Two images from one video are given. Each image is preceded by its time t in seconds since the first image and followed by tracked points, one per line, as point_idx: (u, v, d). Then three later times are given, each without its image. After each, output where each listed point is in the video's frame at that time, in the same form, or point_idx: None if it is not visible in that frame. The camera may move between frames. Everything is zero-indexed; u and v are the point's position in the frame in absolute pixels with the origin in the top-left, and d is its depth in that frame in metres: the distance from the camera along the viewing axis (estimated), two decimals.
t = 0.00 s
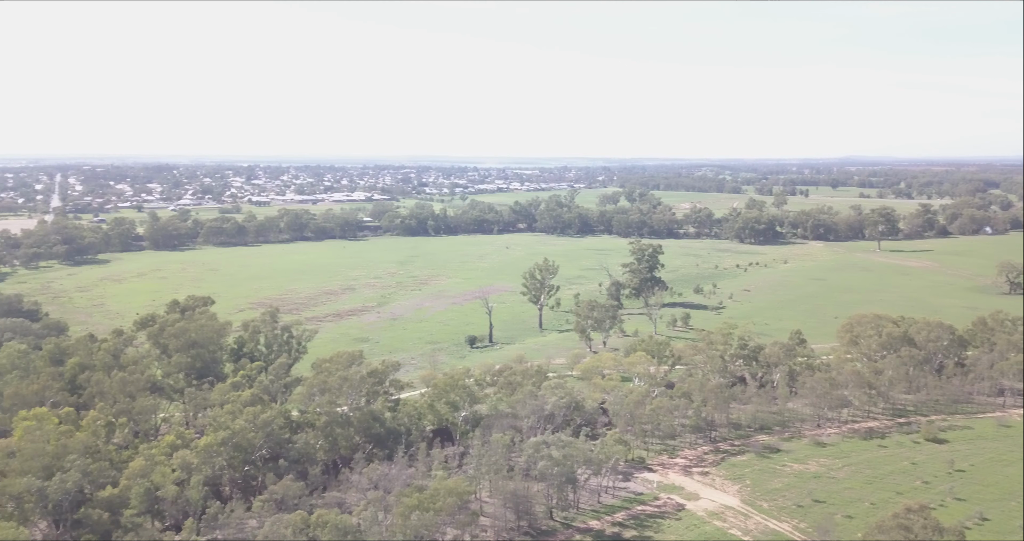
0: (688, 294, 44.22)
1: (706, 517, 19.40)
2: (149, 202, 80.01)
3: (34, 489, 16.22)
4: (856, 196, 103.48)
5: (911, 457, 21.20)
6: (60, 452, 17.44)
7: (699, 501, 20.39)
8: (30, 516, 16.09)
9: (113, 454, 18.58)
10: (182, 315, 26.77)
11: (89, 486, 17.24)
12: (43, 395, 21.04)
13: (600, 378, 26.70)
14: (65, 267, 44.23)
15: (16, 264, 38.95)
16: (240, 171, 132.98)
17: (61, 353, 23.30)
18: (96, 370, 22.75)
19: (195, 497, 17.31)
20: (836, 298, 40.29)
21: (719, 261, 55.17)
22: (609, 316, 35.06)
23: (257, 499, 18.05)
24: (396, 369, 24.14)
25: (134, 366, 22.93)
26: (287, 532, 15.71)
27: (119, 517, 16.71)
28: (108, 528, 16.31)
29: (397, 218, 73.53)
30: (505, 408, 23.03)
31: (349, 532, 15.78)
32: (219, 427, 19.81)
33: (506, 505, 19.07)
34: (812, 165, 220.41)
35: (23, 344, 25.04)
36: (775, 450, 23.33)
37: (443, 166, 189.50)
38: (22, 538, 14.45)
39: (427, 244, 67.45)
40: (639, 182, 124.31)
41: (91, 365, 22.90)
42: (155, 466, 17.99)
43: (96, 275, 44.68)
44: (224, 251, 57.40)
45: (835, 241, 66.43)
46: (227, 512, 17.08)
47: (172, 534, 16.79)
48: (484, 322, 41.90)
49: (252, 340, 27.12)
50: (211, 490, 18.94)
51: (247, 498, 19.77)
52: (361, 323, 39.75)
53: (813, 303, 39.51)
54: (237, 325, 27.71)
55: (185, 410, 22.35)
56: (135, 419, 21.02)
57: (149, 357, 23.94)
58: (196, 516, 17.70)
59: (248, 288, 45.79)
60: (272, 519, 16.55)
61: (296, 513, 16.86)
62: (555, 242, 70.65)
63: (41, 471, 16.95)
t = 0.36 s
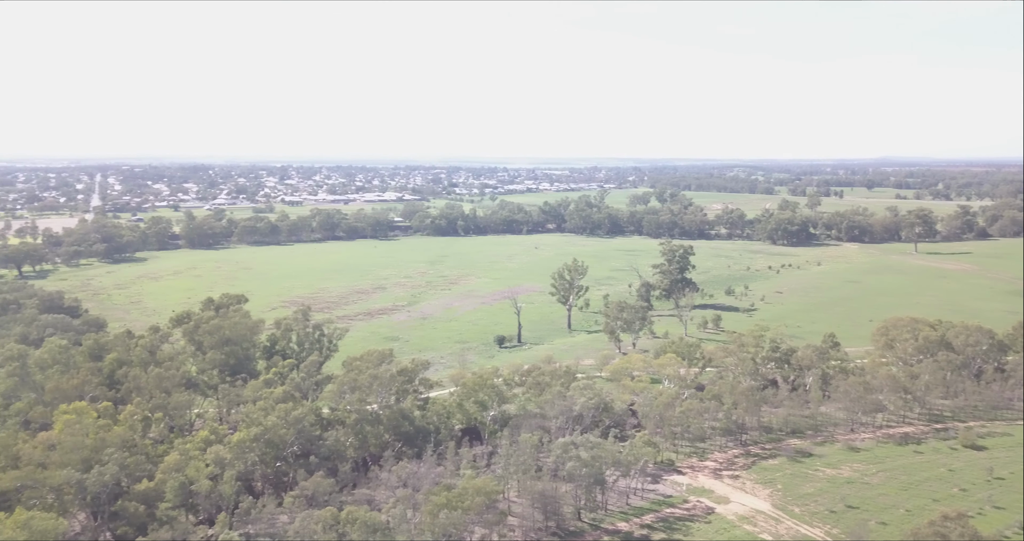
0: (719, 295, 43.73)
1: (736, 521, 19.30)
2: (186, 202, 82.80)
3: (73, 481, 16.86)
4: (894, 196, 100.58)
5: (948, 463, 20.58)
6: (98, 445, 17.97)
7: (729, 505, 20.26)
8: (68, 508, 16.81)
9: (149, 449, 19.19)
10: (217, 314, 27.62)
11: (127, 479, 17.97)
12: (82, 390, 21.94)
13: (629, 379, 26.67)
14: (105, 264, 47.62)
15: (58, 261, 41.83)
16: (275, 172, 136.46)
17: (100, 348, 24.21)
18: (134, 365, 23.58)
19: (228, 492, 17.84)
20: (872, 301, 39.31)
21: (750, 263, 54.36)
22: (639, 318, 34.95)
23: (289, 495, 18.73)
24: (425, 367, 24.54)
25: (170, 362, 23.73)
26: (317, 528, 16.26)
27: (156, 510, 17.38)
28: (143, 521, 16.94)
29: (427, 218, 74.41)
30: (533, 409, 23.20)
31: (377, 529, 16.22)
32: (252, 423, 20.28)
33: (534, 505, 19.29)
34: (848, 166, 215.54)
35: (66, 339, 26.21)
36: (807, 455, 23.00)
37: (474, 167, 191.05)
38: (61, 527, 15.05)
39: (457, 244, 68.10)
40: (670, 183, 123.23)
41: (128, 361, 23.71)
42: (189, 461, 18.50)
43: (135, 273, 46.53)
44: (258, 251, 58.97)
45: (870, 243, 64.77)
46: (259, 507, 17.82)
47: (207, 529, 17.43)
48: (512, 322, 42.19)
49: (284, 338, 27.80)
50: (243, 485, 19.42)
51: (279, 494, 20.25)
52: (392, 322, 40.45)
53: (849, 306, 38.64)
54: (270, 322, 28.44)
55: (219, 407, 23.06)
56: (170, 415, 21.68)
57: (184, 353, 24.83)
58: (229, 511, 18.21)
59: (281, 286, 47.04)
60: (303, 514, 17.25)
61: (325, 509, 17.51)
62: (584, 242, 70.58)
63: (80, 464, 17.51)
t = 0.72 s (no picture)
0: (747, 297, 43.25)
1: (763, 524, 19.20)
2: (217, 202, 84.88)
3: (107, 475, 17.39)
4: (929, 197, 97.83)
5: (982, 470, 19.93)
6: (131, 440, 18.47)
7: (756, 509, 20.17)
8: (102, 501, 17.35)
9: (180, 444, 19.83)
10: (245, 312, 28.28)
11: (158, 474, 18.55)
12: (116, 385, 22.52)
13: (656, 381, 26.62)
14: (140, 263, 50.51)
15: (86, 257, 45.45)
16: (304, 172, 138.87)
17: (133, 345, 25.10)
18: (164, 362, 24.40)
19: (257, 488, 18.32)
20: (906, 304, 38.42)
21: (780, 265, 53.57)
22: (666, 319, 34.78)
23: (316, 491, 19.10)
24: (451, 367, 24.81)
25: (200, 359, 24.47)
26: (344, 524, 16.56)
27: (185, 505, 17.92)
28: (174, 515, 17.52)
29: (454, 218, 75.04)
30: (559, 409, 23.28)
31: (403, 526, 16.62)
32: (280, 419, 20.71)
33: (559, 505, 19.47)
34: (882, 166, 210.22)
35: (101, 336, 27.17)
36: (837, 459, 22.68)
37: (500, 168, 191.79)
38: (96, 519, 15.57)
39: (483, 244, 68.47)
40: (697, 183, 121.94)
41: (160, 357, 24.56)
42: (219, 457, 18.99)
43: (168, 272, 47.85)
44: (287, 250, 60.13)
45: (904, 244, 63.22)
46: (286, 503, 18.38)
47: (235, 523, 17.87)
48: (538, 322, 42.33)
49: (312, 336, 28.18)
50: (272, 481, 19.76)
51: (306, 491, 20.72)
52: (418, 321, 41.06)
53: (882, 308, 37.81)
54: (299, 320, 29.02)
55: (249, 404, 23.73)
56: (201, 411, 22.35)
57: (215, 350, 25.55)
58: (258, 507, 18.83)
59: (309, 285, 48.05)
60: (330, 511, 17.52)
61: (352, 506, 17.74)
62: (609, 243, 70.32)
63: (113, 458, 18.02)
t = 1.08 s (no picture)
0: (778, 299, 42.63)
1: (793, 529, 19.16)
2: (249, 202, 86.67)
3: (141, 469, 18.26)
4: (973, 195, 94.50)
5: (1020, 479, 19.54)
6: (164, 435, 19.14)
7: (785, 513, 20.08)
8: (136, 494, 18.13)
9: (211, 440, 20.16)
10: (276, 310, 28.97)
11: (191, 469, 19.02)
12: (150, 381, 23.27)
13: (684, 383, 26.55)
14: (175, 261, 49.58)
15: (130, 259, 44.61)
16: (332, 172, 140.72)
17: (167, 342, 25.59)
18: (198, 358, 24.88)
19: (285, 484, 18.84)
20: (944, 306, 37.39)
21: (812, 266, 52.57)
22: (695, 321, 34.54)
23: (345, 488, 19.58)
24: (478, 367, 25.09)
25: (232, 357, 25.30)
26: (372, 522, 17.31)
27: (216, 500, 18.46)
28: (205, 509, 18.11)
29: (482, 218, 75.44)
30: (585, 410, 23.54)
31: (429, 525, 17.18)
32: (310, 417, 21.36)
33: (585, 507, 19.34)
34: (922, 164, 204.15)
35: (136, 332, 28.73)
36: (868, 464, 22.40)
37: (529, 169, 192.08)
38: (129, 513, 16.42)
39: (511, 244, 68.67)
40: (728, 183, 120.12)
41: (193, 354, 25.09)
42: (249, 453, 19.62)
43: (202, 271, 49.09)
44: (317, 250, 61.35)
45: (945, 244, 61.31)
46: (315, 499, 18.89)
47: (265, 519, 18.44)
48: (565, 323, 42.39)
49: (341, 334, 28.71)
50: (300, 478, 20.19)
51: (333, 488, 20.69)
52: (446, 321, 41.50)
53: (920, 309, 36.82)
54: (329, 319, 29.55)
55: (278, 400, 23.95)
56: (232, 407, 22.90)
57: (247, 348, 26.49)
58: (287, 502, 19.25)
59: (340, 285, 48.88)
60: (358, 508, 18.12)
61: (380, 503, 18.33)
62: (638, 243, 69.84)
63: (148, 453, 18.70)
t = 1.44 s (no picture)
0: (810, 302, 42.00)
1: (824, 535, 19.00)
2: (282, 202, 88.74)
3: (175, 463, 18.45)
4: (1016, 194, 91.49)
5: None
6: (197, 430, 19.52)
7: (817, 518, 19.87)
8: (170, 487, 18.29)
9: (243, 436, 20.46)
10: (307, 308, 29.74)
11: (223, 463, 19.22)
12: (183, 377, 23.56)
13: (713, 385, 26.35)
14: (209, 259, 52.93)
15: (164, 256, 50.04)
16: (363, 172, 143.01)
17: (201, 339, 26.59)
18: (231, 355, 25.39)
19: (315, 481, 18.98)
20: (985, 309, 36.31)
21: (847, 267, 51.57)
22: (725, 323, 34.27)
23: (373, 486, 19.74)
24: (506, 366, 25.28)
25: (263, 354, 25.58)
26: (399, 519, 17.44)
27: (247, 494, 18.60)
28: (237, 504, 18.27)
29: (510, 219, 75.95)
30: (613, 411, 23.64)
31: (456, 524, 17.36)
32: (339, 414, 21.78)
33: (613, 508, 19.46)
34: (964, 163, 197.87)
35: (170, 329, 28.89)
36: (903, 470, 21.95)
37: (557, 168, 192.51)
38: (164, 506, 16.62)
39: (539, 244, 69.02)
40: (761, 182, 118.52)
41: (226, 351, 25.58)
42: (280, 449, 19.74)
43: (235, 270, 50.64)
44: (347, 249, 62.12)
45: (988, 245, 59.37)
46: (344, 496, 19.01)
47: (295, 514, 18.67)
48: (593, 324, 42.50)
49: (371, 333, 29.16)
50: (330, 474, 20.50)
51: (362, 484, 21.01)
52: (474, 320, 41.97)
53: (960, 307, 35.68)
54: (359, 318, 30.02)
55: (308, 399, 23.96)
56: (263, 404, 23.04)
57: (277, 345, 26.68)
58: (317, 498, 19.39)
59: (370, 283, 49.91)
60: (386, 505, 18.35)
61: (407, 501, 18.63)
62: (667, 243, 69.41)
63: (181, 447, 19.01)
